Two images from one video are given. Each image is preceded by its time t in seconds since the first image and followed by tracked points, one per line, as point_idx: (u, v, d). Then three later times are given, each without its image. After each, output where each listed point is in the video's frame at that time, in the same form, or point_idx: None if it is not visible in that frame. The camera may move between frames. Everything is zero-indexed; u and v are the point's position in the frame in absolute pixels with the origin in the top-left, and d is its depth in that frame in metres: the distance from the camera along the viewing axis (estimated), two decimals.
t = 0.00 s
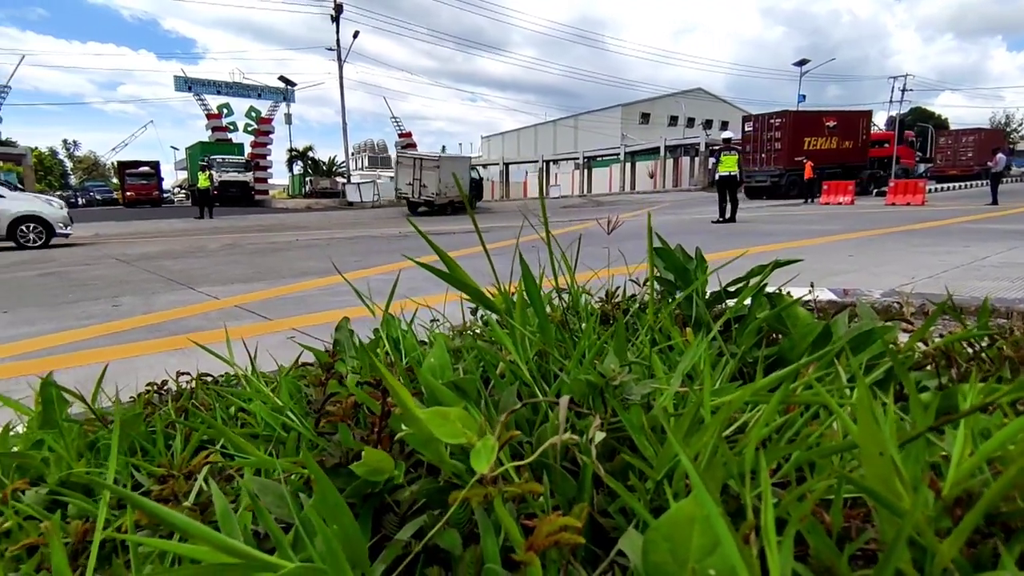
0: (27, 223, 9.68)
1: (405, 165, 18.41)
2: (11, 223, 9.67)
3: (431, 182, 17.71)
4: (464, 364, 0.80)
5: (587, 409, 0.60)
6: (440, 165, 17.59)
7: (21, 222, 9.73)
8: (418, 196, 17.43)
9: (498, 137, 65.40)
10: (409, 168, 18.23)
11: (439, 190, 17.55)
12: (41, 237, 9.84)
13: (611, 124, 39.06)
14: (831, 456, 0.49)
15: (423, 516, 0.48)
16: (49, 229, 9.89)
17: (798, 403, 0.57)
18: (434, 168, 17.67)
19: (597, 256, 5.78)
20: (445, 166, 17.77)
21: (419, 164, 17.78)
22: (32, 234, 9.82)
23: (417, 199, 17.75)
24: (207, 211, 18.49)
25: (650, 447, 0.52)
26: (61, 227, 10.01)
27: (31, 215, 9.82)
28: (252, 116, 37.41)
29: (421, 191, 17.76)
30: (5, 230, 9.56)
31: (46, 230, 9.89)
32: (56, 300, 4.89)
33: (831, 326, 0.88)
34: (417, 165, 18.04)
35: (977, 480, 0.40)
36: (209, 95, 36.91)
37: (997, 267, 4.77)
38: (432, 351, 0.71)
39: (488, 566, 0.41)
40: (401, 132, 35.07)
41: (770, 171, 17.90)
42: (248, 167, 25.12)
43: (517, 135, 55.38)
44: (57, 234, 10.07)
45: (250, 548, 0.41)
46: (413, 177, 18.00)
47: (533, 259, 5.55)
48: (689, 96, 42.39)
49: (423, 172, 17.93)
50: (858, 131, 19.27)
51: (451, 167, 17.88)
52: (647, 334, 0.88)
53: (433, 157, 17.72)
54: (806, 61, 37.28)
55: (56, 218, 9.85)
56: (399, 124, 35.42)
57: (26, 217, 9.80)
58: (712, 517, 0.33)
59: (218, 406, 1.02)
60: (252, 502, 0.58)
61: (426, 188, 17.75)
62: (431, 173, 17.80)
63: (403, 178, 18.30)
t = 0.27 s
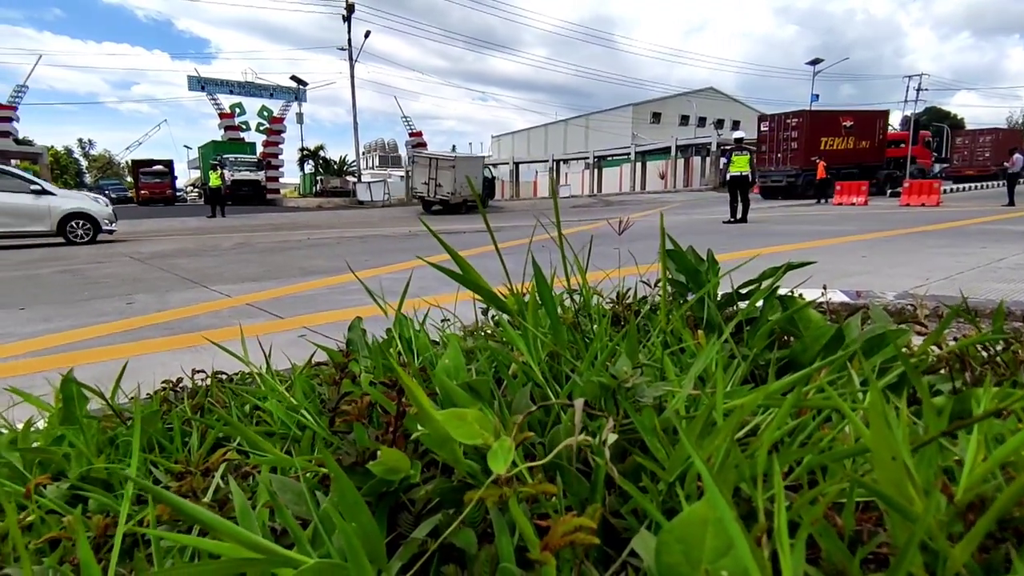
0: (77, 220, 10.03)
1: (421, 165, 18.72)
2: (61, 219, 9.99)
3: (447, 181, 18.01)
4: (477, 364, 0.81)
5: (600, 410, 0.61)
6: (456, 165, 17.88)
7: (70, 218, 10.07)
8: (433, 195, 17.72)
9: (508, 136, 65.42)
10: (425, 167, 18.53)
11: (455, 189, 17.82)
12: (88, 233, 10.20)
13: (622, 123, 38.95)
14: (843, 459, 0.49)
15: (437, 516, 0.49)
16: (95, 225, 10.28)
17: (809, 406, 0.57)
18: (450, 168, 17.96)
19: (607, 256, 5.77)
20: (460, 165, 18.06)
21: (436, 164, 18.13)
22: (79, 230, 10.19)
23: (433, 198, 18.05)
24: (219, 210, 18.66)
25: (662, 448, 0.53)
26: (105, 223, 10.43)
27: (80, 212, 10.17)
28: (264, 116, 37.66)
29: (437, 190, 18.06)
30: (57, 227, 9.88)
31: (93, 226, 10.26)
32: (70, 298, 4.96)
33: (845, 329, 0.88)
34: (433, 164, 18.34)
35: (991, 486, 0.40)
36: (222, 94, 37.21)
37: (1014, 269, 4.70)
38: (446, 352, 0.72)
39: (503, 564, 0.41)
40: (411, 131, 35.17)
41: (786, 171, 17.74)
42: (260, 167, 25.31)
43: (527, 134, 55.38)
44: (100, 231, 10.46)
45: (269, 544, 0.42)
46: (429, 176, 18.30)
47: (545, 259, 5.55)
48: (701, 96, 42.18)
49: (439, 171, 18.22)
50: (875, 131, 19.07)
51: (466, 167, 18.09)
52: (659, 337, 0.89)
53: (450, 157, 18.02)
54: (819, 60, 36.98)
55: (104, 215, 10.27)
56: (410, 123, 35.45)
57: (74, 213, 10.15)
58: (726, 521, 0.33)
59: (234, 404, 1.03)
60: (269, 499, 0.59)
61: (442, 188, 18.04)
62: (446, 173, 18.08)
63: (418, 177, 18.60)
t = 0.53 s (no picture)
0: (130, 216, 10.46)
1: (441, 164, 19.00)
2: (115, 215, 10.41)
3: (466, 181, 18.27)
4: (490, 364, 0.82)
5: (612, 411, 0.61)
6: (475, 165, 18.13)
7: (124, 215, 10.51)
8: (453, 194, 17.98)
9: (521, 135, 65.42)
10: (444, 167, 18.79)
11: (473, 189, 18.04)
12: (140, 228, 10.62)
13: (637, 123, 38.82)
14: (854, 465, 0.49)
15: (451, 513, 0.50)
16: (146, 220, 10.67)
17: (824, 410, 0.57)
18: (469, 168, 18.21)
19: (621, 256, 5.76)
20: (479, 165, 18.32)
21: (455, 163, 18.40)
22: (132, 226, 10.60)
23: (452, 197, 18.29)
24: (236, 208, 18.89)
25: (674, 450, 0.53)
26: (156, 219, 10.84)
27: (132, 209, 10.59)
28: (280, 115, 38.03)
29: (456, 190, 18.31)
30: (111, 222, 10.29)
31: (145, 222, 10.67)
32: (90, 294, 5.05)
33: (860, 332, 0.87)
34: (453, 164, 18.61)
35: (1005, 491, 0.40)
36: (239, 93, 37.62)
37: None
38: (459, 351, 0.73)
39: (514, 563, 0.42)
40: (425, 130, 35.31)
41: (806, 170, 17.55)
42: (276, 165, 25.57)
43: (541, 134, 55.34)
44: (153, 226, 10.88)
45: (289, 538, 0.43)
46: (448, 176, 18.55)
47: (558, 259, 5.55)
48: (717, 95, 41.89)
49: (459, 171, 18.47)
50: (898, 130, 18.81)
51: (484, 167, 18.38)
52: (672, 338, 0.89)
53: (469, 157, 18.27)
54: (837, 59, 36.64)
55: (154, 211, 10.66)
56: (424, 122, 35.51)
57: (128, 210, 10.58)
58: (738, 523, 0.34)
59: (251, 400, 1.05)
60: (287, 493, 0.60)
61: (461, 187, 18.29)
62: (466, 172, 18.32)
63: (437, 176, 18.86)
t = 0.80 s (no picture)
0: (174, 213, 10.80)
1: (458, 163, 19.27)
2: (159, 213, 10.79)
3: (483, 180, 18.54)
4: (500, 363, 0.82)
5: (621, 410, 0.62)
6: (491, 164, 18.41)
7: (167, 212, 10.83)
8: (469, 192, 18.23)
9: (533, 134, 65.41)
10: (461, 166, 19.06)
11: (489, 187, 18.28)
12: (183, 225, 10.97)
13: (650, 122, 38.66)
14: (864, 467, 0.49)
15: (459, 511, 0.50)
16: (189, 217, 11.03)
17: (834, 412, 0.57)
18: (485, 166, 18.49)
19: (632, 256, 5.73)
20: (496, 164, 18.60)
21: (472, 162, 18.69)
22: (175, 223, 10.95)
23: (469, 196, 18.55)
24: (249, 206, 19.07)
25: (683, 450, 0.53)
26: (197, 216, 11.21)
27: (175, 206, 10.96)
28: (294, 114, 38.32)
29: (472, 188, 18.57)
30: (156, 220, 10.66)
31: (187, 219, 11.03)
32: (106, 291, 5.12)
33: (874, 335, 0.86)
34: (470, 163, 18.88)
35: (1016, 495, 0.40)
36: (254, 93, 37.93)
37: None
38: (470, 350, 0.74)
39: (522, 559, 0.42)
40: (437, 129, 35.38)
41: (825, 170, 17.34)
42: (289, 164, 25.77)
43: (553, 133, 55.28)
44: (193, 223, 11.22)
45: (301, 533, 0.44)
46: (464, 174, 18.81)
47: (569, 259, 5.54)
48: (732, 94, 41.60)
49: (475, 170, 18.76)
50: (918, 130, 18.54)
51: (499, 166, 18.62)
52: (682, 339, 0.88)
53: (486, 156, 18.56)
54: (854, 58, 36.19)
55: (196, 209, 11.06)
56: (436, 120, 35.49)
57: (170, 207, 10.92)
58: (745, 525, 0.34)
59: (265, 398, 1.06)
60: (298, 489, 0.61)
61: (478, 186, 18.56)
62: (482, 171, 18.59)
63: (453, 175, 19.12)
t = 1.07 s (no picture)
0: (216, 211, 11.09)
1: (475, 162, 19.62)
2: (202, 211, 11.07)
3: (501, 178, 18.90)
4: (512, 363, 0.82)
5: (633, 410, 0.62)
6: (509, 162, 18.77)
7: (210, 210, 11.11)
8: (487, 190, 18.58)
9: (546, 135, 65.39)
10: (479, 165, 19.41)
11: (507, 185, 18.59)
12: (224, 223, 11.26)
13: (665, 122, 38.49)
14: (877, 469, 0.49)
15: (470, 508, 0.50)
16: (230, 215, 11.31)
17: (848, 414, 0.56)
18: (503, 166, 18.84)
19: (645, 257, 5.71)
20: (514, 163, 18.92)
21: (490, 161, 19.06)
22: (217, 220, 11.24)
23: (486, 194, 18.87)
24: (265, 206, 19.26)
25: (693, 450, 0.53)
26: (237, 214, 11.48)
27: (217, 204, 11.24)
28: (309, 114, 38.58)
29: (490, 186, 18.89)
30: (199, 217, 10.94)
31: (228, 217, 11.32)
32: (125, 288, 5.19)
33: (889, 339, 0.85)
34: (488, 162, 19.21)
35: None
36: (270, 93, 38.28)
37: None
38: (482, 349, 0.74)
39: (531, 556, 0.43)
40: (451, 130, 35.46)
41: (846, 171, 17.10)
42: (304, 164, 25.99)
43: (566, 134, 55.28)
44: (234, 221, 11.50)
45: (315, 527, 0.45)
46: (482, 173, 19.15)
47: (582, 259, 5.53)
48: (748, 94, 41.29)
49: (493, 168, 19.07)
50: (942, 131, 18.22)
51: (517, 166, 18.95)
52: (694, 340, 0.88)
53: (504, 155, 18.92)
54: (873, 57, 35.72)
55: (236, 207, 11.32)
56: (451, 120, 35.50)
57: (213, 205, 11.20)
58: (754, 525, 0.34)
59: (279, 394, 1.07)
60: (312, 485, 0.62)
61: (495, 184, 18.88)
62: (500, 170, 18.92)
63: (471, 174, 19.47)
